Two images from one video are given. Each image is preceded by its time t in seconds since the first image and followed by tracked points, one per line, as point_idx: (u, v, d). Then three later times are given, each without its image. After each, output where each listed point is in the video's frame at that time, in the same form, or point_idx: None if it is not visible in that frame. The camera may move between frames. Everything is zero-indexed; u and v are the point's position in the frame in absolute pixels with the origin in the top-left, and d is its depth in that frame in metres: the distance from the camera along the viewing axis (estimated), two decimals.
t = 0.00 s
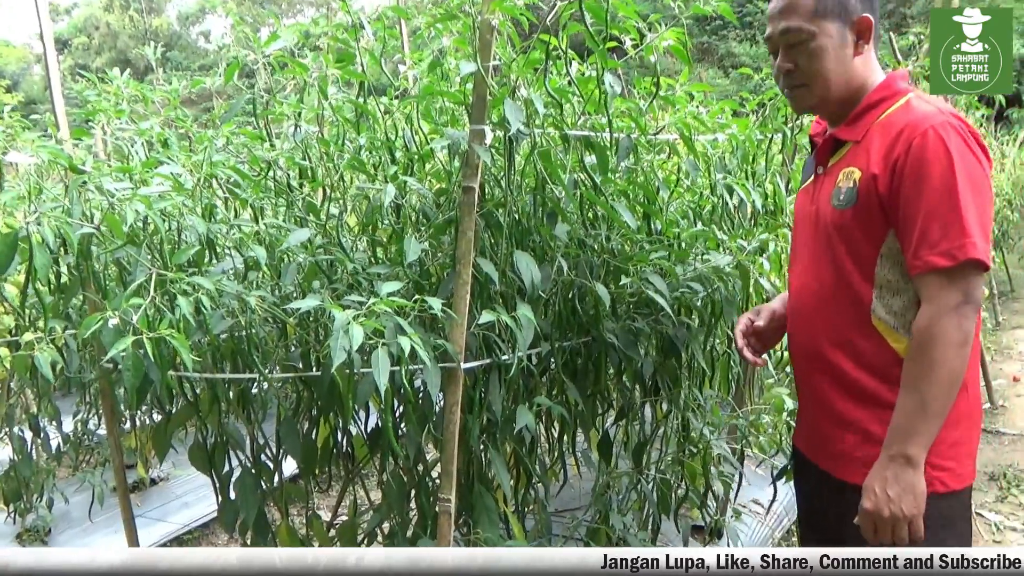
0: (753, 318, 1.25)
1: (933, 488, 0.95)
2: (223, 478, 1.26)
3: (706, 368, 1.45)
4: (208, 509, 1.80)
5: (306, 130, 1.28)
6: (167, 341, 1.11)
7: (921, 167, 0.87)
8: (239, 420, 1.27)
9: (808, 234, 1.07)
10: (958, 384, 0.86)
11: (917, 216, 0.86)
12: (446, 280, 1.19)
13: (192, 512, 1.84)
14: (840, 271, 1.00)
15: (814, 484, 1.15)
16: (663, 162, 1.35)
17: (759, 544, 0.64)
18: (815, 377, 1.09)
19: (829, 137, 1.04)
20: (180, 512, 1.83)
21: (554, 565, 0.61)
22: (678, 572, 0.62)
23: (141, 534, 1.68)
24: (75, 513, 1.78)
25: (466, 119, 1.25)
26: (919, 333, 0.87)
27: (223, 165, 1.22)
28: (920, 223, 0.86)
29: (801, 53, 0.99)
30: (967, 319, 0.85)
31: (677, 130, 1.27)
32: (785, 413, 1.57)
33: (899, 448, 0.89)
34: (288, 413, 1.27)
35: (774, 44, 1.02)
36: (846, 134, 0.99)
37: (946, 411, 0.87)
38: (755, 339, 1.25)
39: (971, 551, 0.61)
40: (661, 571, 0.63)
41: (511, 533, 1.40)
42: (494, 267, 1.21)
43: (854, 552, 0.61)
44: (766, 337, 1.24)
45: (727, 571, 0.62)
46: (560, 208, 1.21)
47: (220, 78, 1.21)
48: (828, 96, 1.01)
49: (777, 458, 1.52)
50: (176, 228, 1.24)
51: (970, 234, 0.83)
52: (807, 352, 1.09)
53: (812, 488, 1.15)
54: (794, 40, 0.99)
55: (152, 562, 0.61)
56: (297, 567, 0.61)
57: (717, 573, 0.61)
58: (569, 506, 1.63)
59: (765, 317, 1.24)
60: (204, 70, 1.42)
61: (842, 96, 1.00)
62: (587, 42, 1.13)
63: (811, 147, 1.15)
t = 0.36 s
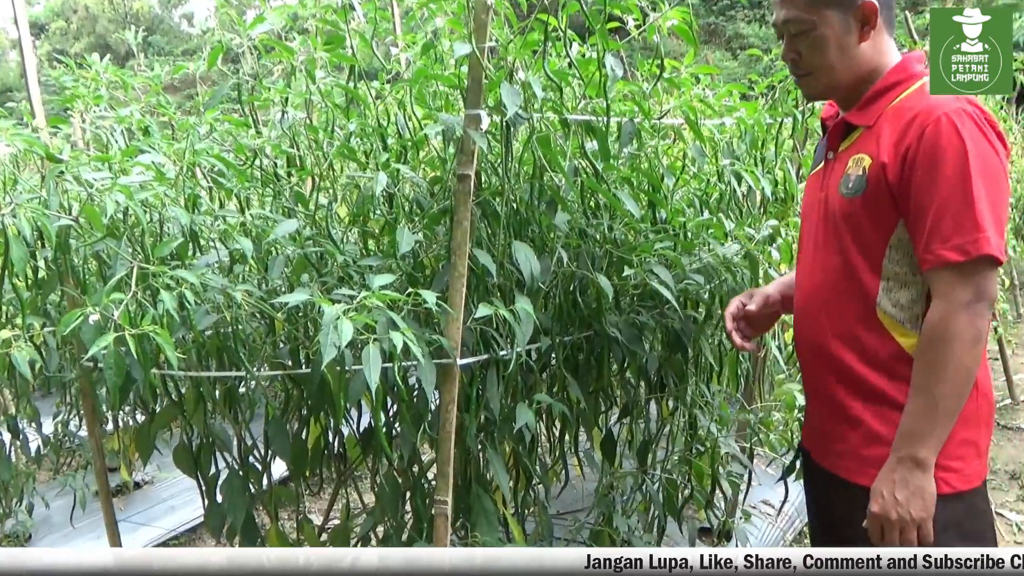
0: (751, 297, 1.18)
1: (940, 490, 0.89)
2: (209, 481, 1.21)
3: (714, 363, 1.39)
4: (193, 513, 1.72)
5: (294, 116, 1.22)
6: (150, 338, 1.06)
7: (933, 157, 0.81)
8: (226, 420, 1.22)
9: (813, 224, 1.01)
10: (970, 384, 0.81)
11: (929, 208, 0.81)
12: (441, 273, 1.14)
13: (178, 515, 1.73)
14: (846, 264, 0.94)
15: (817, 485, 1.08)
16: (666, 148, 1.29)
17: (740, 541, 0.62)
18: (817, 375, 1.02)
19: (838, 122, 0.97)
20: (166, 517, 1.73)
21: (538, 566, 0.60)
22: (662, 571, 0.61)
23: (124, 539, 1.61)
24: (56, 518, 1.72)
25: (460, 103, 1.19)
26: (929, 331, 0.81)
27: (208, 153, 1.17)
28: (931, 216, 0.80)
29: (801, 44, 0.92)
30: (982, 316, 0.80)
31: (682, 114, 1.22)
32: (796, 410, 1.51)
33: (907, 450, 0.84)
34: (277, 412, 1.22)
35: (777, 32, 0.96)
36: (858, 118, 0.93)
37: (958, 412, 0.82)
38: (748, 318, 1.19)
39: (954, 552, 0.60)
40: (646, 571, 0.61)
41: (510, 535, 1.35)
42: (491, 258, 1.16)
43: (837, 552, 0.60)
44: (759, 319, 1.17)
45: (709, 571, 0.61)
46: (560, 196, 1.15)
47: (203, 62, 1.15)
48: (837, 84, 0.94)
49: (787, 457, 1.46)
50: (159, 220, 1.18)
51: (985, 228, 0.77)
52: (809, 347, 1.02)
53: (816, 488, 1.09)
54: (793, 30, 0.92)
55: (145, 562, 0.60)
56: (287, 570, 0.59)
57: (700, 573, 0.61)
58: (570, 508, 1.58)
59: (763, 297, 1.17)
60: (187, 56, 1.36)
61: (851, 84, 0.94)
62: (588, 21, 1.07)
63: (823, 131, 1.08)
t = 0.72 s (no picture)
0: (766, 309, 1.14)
1: (955, 506, 0.83)
2: (193, 485, 1.16)
3: (721, 361, 1.34)
4: (176, 518, 1.65)
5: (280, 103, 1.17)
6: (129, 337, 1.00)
7: (965, 153, 0.74)
8: (210, 422, 1.16)
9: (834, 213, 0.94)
10: (990, 402, 0.75)
11: (957, 209, 0.74)
12: (434, 267, 1.08)
13: (159, 523, 1.65)
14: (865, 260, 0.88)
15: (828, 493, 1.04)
16: (670, 136, 1.23)
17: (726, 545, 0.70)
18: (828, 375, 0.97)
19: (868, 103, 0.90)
20: (147, 523, 1.65)
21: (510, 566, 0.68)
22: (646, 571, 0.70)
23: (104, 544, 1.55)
24: (34, 524, 1.68)
25: (454, 90, 1.13)
26: (949, 343, 0.75)
27: (190, 143, 1.11)
28: (959, 218, 0.74)
29: (831, 25, 0.86)
30: (1010, 329, 0.73)
31: (687, 100, 1.16)
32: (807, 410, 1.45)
33: (913, 472, 0.78)
34: (263, 413, 1.17)
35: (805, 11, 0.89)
36: (889, 101, 0.86)
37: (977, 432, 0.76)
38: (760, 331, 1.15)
39: (936, 552, 0.70)
40: (631, 570, 0.70)
41: (507, 541, 1.30)
42: (487, 252, 1.10)
43: (819, 553, 0.68)
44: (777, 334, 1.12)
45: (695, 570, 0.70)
46: (559, 187, 1.10)
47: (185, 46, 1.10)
48: (871, 65, 0.87)
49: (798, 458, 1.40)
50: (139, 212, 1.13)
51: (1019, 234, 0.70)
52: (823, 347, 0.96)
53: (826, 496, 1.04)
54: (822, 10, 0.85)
55: (148, 560, 0.69)
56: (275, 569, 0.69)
57: (685, 571, 0.70)
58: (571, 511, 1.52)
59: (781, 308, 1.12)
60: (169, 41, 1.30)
61: (886, 65, 0.87)
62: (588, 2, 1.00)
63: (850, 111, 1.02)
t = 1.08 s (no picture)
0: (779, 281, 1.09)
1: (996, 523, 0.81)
2: (178, 488, 1.12)
3: (727, 359, 1.29)
4: (161, 522, 1.59)
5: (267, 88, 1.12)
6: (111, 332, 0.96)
7: (1001, 158, 0.70)
8: (196, 422, 1.12)
9: (857, 207, 0.92)
10: None
11: (993, 218, 0.70)
12: (428, 260, 1.04)
13: (142, 527, 1.59)
14: (888, 260, 0.86)
15: (846, 490, 1.04)
16: (673, 124, 1.19)
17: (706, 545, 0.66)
18: (847, 378, 0.96)
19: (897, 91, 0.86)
20: (130, 527, 1.59)
21: (510, 566, 0.64)
22: (629, 571, 0.66)
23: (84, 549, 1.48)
24: (12, 529, 1.63)
25: (448, 76, 1.09)
26: (994, 366, 0.72)
27: (173, 130, 1.07)
28: (995, 228, 0.70)
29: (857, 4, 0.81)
30: None
31: (692, 87, 1.11)
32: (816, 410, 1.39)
33: (967, 507, 0.74)
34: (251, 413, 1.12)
35: None
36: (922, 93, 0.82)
37: None
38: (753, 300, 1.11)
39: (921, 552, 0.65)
40: (613, 570, 0.66)
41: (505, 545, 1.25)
42: (483, 245, 1.06)
43: (803, 553, 0.64)
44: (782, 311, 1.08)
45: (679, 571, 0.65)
46: (558, 177, 1.05)
47: (168, 30, 1.05)
48: (900, 48, 0.83)
49: (808, 460, 1.35)
50: (120, 203, 1.08)
51: None
52: (842, 348, 0.95)
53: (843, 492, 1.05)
54: None
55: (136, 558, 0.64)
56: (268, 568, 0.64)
57: (669, 572, 0.65)
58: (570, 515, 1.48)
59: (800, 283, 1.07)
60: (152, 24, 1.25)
61: (918, 48, 0.82)
62: None
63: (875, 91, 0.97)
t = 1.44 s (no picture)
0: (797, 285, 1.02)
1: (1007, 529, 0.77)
2: (163, 491, 1.07)
3: (736, 357, 1.24)
4: (145, 528, 1.52)
5: (256, 73, 1.07)
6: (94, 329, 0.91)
7: None
8: (182, 423, 1.07)
9: (883, 198, 0.88)
10: None
11: None
12: (424, 253, 0.99)
13: (126, 532, 1.53)
14: (912, 256, 0.82)
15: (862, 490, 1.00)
16: (679, 112, 1.14)
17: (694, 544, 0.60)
18: (866, 376, 0.92)
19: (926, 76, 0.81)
20: (111, 532, 1.52)
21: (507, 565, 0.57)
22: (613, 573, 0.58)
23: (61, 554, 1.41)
24: None
25: (445, 60, 1.04)
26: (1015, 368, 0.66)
27: (158, 117, 1.02)
28: None
29: None
30: None
31: (699, 72, 1.06)
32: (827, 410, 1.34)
33: (974, 515, 0.70)
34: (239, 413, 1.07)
35: None
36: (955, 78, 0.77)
37: None
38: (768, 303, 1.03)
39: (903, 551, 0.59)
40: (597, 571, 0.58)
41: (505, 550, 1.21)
42: (482, 237, 1.01)
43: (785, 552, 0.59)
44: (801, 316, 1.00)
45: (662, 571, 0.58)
46: (560, 165, 1.00)
47: (151, 13, 1.00)
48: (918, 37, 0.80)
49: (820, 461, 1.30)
50: (102, 194, 1.03)
51: None
52: (860, 346, 0.91)
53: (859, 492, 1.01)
54: None
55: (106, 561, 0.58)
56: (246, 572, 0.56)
57: (652, 573, 0.58)
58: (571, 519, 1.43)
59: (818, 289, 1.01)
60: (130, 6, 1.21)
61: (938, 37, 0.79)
62: None
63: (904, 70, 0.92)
